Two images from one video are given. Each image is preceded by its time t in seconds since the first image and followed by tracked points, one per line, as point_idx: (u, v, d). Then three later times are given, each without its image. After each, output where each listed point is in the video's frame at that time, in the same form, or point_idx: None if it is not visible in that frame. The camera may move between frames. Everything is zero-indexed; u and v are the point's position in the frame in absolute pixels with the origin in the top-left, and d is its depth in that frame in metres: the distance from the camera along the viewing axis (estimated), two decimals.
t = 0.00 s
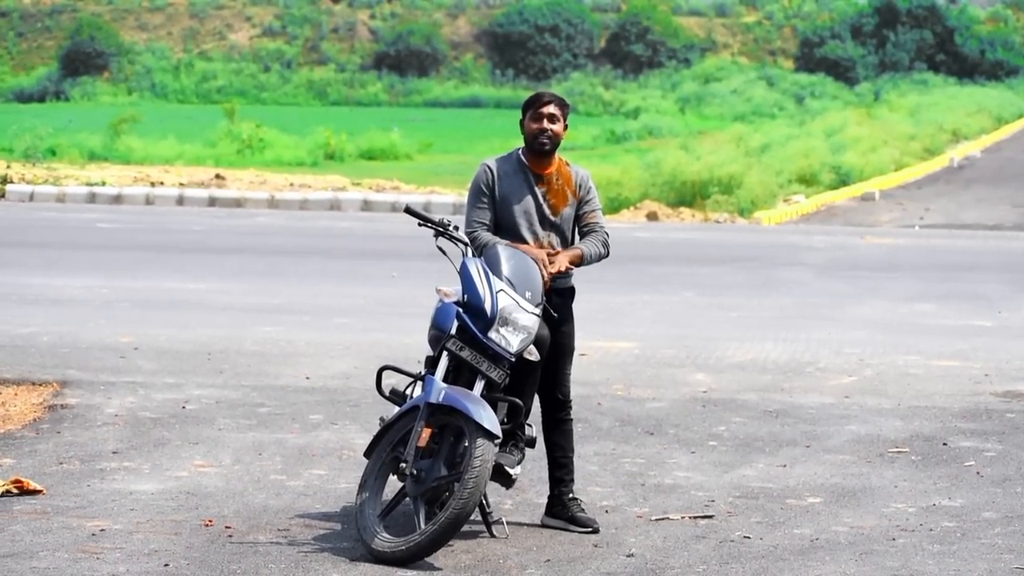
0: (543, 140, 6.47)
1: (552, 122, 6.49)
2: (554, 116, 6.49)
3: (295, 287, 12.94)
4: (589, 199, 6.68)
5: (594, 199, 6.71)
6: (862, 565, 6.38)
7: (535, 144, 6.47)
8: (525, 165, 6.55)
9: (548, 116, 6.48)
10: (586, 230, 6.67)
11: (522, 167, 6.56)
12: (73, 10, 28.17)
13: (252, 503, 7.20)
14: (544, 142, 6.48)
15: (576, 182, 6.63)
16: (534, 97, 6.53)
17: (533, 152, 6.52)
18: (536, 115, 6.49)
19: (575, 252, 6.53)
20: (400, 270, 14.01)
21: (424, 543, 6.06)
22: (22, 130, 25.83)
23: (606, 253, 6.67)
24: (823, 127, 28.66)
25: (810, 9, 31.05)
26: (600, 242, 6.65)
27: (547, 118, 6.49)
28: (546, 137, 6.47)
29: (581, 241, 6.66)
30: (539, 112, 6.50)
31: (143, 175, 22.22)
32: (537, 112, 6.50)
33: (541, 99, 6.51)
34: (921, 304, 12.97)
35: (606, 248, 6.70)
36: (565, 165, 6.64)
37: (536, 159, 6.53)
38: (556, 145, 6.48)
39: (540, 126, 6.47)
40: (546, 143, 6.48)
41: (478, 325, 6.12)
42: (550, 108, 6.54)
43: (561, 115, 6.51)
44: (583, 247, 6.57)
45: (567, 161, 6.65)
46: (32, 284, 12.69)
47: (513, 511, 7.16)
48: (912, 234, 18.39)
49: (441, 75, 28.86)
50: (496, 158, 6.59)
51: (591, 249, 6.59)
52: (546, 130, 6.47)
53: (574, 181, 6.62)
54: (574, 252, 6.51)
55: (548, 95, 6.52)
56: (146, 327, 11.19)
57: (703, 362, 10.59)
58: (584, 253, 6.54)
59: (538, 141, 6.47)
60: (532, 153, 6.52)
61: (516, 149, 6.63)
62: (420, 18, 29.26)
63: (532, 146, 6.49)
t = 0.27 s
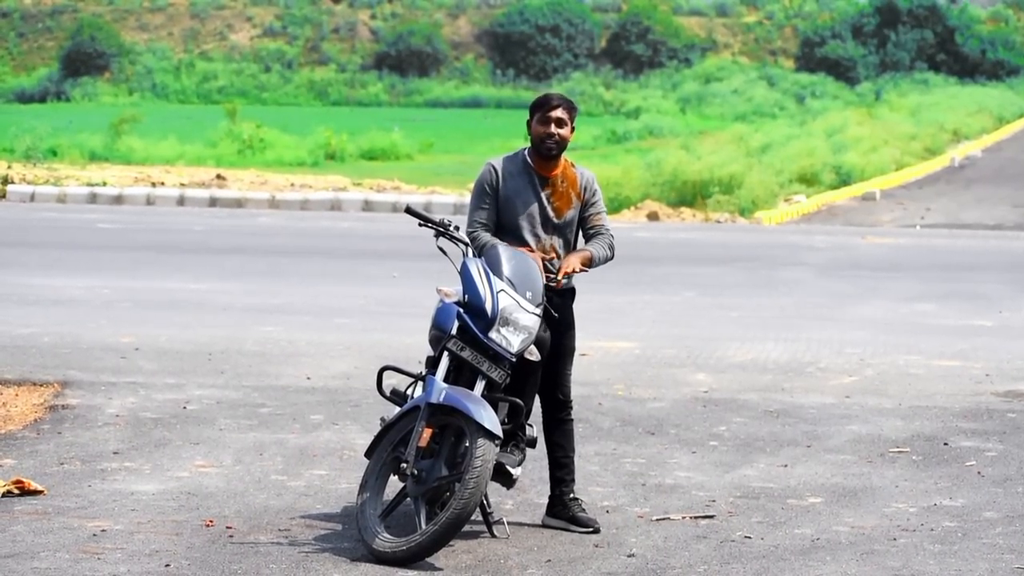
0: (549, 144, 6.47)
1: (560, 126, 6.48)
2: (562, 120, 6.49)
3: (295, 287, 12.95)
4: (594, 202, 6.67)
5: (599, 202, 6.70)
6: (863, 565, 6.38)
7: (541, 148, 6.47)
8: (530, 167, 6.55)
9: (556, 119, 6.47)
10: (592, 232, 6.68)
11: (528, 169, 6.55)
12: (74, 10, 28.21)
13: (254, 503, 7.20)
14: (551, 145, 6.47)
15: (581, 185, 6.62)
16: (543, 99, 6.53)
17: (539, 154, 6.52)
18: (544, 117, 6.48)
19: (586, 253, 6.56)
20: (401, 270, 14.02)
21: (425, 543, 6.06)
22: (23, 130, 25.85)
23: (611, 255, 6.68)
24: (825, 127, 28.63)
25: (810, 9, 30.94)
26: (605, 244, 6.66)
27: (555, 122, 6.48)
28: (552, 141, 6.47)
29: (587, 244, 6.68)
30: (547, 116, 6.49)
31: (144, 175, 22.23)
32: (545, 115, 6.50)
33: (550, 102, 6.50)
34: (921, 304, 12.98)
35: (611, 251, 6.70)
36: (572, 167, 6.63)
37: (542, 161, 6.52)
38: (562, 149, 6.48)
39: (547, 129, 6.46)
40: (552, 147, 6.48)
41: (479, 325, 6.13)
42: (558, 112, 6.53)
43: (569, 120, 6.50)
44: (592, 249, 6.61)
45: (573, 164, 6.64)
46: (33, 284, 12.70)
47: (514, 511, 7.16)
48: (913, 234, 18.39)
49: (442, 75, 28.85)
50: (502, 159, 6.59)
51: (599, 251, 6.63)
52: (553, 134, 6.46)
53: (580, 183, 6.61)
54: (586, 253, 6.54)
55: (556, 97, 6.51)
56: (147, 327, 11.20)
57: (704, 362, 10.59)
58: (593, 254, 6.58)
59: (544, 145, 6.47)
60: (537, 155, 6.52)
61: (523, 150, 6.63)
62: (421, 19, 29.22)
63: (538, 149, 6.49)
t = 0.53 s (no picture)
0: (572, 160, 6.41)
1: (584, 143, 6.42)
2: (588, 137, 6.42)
3: (296, 288, 12.95)
4: (607, 209, 6.66)
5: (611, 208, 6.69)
6: (864, 565, 6.38)
7: (561, 161, 6.42)
8: (545, 173, 6.51)
9: (582, 136, 6.39)
10: (606, 239, 6.66)
11: (543, 175, 6.51)
12: (75, 11, 28.36)
13: (254, 503, 7.20)
14: (571, 160, 6.42)
15: (594, 191, 6.61)
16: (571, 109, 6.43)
17: (557, 164, 6.47)
18: (572, 136, 6.39)
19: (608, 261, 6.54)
20: (401, 270, 14.03)
21: (425, 543, 6.06)
22: (22, 130, 25.65)
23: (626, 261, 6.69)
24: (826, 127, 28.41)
25: (810, 9, 31.22)
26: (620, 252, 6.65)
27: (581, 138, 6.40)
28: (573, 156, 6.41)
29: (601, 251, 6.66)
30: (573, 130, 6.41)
31: (144, 175, 22.25)
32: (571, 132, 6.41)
33: (578, 117, 6.40)
34: (922, 304, 12.98)
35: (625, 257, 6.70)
36: (586, 175, 6.61)
37: (558, 170, 6.48)
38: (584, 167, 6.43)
39: (570, 144, 6.39)
40: (574, 163, 6.42)
41: (479, 325, 6.12)
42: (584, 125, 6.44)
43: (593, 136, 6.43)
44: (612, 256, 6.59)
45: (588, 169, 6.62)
46: (34, 284, 12.71)
47: (514, 511, 7.17)
48: (913, 234, 18.40)
49: (443, 76, 28.69)
50: (517, 160, 6.55)
51: (617, 258, 6.62)
52: (576, 150, 6.40)
53: (592, 191, 6.59)
54: (609, 261, 6.53)
55: (584, 111, 6.41)
56: (147, 327, 11.20)
57: (704, 362, 10.59)
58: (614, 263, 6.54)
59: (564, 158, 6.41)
60: (554, 164, 6.47)
61: (540, 152, 6.57)
62: (421, 19, 29.63)
63: (558, 160, 6.44)
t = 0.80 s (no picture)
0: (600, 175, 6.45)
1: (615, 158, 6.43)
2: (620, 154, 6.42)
3: (296, 287, 12.95)
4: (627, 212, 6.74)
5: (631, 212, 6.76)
6: (863, 565, 6.38)
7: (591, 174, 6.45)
8: (568, 177, 6.54)
9: (616, 151, 6.39)
10: (631, 245, 6.80)
11: (566, 179, 6.54)
12: (75, 10, 28.26)
13: (254, 503, 7.20)
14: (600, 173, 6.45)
15: (615, 196, 6.68)
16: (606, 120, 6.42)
17: (583, 173, 6.50)
18: (605, 153, 6.39)
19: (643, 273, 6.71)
20: (401, 270, 14.02)
21: (425, 543, 6.06)
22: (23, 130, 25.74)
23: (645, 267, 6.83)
24: (825, 127, 28.65)
25: (811, 9, 31.08)
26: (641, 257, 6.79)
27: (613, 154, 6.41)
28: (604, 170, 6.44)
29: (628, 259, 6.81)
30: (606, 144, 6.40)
31: (144, 175, 22.25)
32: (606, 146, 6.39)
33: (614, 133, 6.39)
34: (922, 304, 12.98)
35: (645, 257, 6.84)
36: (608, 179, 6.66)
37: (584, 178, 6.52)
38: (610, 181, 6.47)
39: (602, 159, 6.40)
40: (602, 176, 6.46)
41: (480, 325, 6.13)
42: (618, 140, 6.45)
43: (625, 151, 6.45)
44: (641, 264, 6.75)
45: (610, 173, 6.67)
46: (33, 284, 12.71)
47: (514, 511, 7.17)
48: (913, 234, 18.41)
49: (443, 75, 28.71)
50: (541, 161, 6.56)
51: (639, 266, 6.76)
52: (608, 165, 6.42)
53: (614, 196, 6.67)
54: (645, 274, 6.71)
55: (620, 124, 6.41)
56: (147, 327, 11.20)
57: (703, 362, 10.59)
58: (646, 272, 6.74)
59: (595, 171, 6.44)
60: (581, 171, 6.49)
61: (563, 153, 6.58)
62: (421, 19, 29.32)
63: (586, 172, 6.47)
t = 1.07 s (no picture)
0: (595, 146, 6.50)
1: (604, 128, 6.51)
2: (607, 122, 6.52)
3: (296, 287, 12.95)
4: (644, 198, 6.73)
5: (647, 197, 6.75)
6: (863, 564, 6.38)
7: (586, 148, 6.51)
8: (573, 164, 6.59)
9: (599, 119, 6.50)
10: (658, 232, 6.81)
11: (572, 167, 6.59)
12: (75, 10, 28.14)
13: (254, 503, 7.20)
14: (596, 148, 6.51)
15: (628, 181, 6.67)
16: (588, 99, 6.55)
17: (584, 155, 6.56)
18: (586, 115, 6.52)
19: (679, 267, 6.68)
20: (401, 270, 14.02)
21: (426, 543, 6.06)
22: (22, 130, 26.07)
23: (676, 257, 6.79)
24: (824, 127, 28.56)
25: (810, 9, 30.47)
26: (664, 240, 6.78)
27: (600, 123, 6.50)
28: (599, 144, 6.51)
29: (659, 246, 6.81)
30: (591, 117, 6.52)
31: (144, 175, 22.24)
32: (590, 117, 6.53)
33: (595, 102, 6.53)
34: (922, 304, 12.97)
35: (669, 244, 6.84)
36: (618, 165, 6.68)
37: (588, 161, 6.56)
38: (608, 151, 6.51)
39: (592, 132, 6.50)
40: (597, 147, 6.51)
41: (480, 324, 6.13)
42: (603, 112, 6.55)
43: (613, 120, 6.54)
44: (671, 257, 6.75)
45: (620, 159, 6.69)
46: (33, 284, 12.71)
47: (514, 511, 7.16)
48: (913, 233, 18.41)
49: (443, 75, 28.54)
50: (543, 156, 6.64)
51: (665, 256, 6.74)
52: (600, 136, 6.50)
53: (628, 181, 6.66)
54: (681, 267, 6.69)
55: (602, 96, 6.54)
56: (147, 327, 11.20)
57: (704, 362, 10.59)
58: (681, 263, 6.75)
59: (590, 148, 6.51)
60: (580, 152, 6.56)
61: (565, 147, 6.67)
62: (421, 18, 28.93)
63: (584, 149, 6.53)
